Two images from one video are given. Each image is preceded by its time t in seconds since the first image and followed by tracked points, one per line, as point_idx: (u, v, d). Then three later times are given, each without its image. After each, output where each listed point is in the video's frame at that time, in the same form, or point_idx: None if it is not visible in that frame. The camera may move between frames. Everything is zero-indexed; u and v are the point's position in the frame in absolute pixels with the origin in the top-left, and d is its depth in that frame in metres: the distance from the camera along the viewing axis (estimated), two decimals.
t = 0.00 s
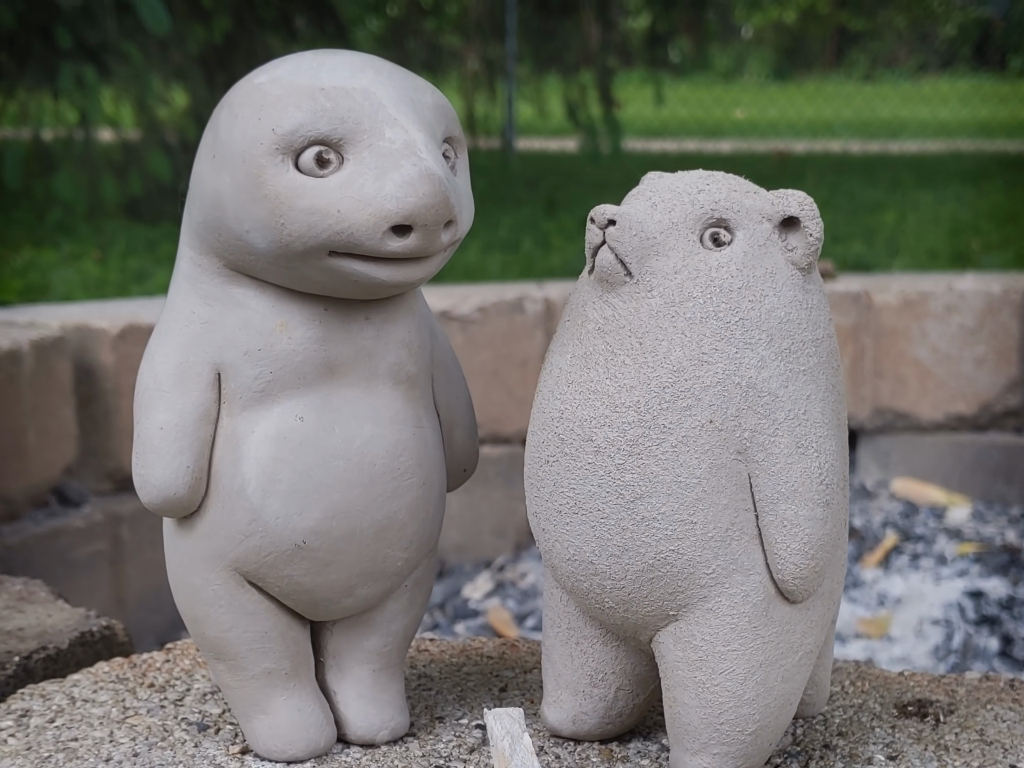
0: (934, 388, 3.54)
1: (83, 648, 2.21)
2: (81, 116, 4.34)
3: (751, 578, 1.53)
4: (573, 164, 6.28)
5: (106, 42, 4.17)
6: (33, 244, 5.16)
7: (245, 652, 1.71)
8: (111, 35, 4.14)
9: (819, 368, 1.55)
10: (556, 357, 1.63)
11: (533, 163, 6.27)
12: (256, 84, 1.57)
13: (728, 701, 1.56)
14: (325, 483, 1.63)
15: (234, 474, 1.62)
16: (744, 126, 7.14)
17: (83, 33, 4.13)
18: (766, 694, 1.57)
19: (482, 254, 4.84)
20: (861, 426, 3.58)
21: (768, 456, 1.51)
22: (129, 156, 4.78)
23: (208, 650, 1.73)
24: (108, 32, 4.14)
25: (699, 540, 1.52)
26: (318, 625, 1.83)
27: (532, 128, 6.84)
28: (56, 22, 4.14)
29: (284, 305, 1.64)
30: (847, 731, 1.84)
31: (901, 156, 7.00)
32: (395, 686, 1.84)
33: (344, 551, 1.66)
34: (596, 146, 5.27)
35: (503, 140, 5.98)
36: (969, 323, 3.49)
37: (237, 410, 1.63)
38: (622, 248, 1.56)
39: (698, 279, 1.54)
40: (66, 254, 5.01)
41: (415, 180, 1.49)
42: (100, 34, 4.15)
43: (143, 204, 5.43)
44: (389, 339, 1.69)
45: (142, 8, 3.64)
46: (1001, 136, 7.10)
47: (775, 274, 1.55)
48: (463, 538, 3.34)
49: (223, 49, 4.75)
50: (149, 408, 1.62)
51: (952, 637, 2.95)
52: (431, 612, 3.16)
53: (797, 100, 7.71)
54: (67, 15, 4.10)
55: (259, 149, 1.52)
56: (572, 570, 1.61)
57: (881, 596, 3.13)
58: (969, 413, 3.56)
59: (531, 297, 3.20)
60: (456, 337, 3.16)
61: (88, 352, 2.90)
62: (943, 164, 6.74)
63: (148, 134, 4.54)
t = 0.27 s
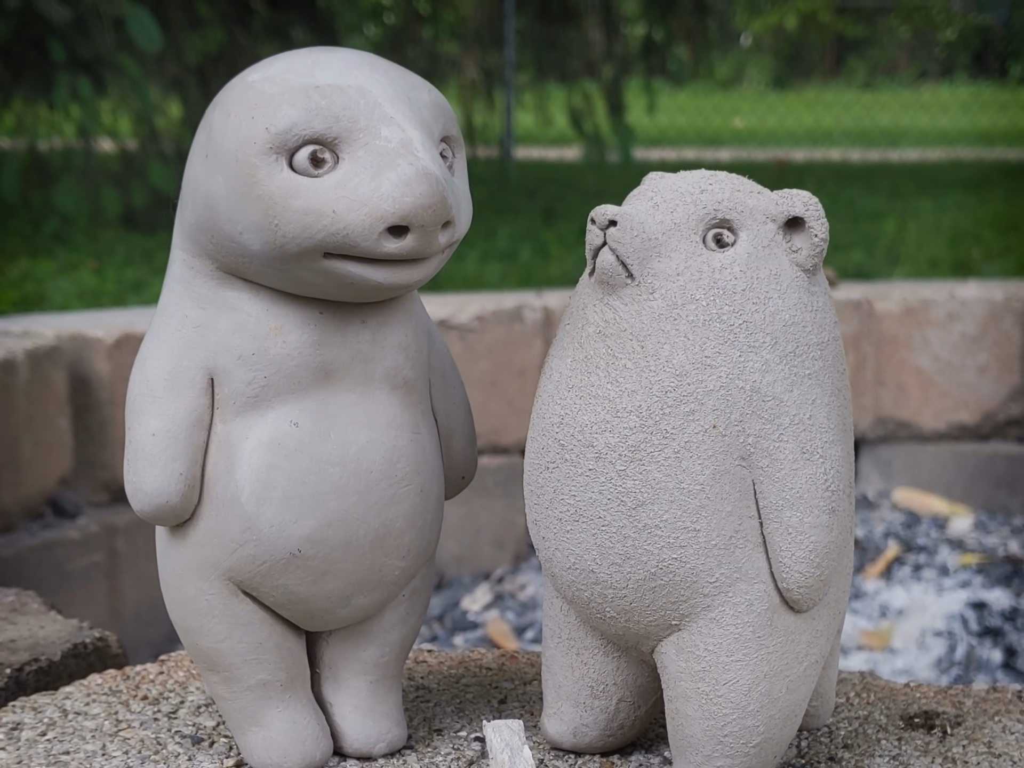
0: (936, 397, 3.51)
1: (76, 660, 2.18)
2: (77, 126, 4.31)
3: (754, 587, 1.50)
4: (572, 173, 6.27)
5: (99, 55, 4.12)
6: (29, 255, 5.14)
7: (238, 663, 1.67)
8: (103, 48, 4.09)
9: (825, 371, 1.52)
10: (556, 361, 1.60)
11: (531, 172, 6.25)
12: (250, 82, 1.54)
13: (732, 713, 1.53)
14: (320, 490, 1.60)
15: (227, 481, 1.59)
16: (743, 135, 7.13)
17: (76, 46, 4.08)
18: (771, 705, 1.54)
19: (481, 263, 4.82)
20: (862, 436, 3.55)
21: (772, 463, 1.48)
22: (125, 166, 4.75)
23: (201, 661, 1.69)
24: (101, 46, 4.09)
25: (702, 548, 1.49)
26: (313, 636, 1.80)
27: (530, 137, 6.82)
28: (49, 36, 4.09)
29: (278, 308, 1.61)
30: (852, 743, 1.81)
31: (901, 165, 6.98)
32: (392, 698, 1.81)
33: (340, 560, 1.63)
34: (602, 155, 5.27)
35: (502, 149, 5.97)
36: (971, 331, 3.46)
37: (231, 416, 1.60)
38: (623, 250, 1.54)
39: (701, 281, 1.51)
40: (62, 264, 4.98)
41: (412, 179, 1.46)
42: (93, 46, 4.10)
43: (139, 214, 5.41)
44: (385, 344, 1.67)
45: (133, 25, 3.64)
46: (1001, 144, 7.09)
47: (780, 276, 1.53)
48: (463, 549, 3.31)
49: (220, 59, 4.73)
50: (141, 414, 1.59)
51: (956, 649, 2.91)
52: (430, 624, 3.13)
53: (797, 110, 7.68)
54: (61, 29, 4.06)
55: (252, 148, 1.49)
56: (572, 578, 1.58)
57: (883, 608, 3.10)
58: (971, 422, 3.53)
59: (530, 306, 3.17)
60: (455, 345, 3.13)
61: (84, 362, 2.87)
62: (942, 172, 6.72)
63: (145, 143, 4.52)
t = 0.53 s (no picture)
0: (941, 406, 3.47)
1: (69, 671, 2.15)
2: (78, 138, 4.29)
3: (756, 594, 1.47)
4: (576, 183, 6.25)
5: (98, 66, 4.02)
6: (32, 266, 5.12)
7: (231, 674, 1.64)
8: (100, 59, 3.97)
9: (825, 373, 1.49)
10: (552, 364, 1.57)
11: (534, 183, 6.24)
12: (236, 78, 1.52)
13: (734, 724, 1.50)
14: (312, 495, 1.57)
15: (217, 487, 1.56)
16: (747, 145, 7.11)
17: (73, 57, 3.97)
18: (773, 716, 1.51)
19: (484, 273, 4.79)
20: (867, 445, 3.51)
21: (772, 466, 1.45)
22: (128, 178, 4.74)
23: (193, 672, 1.66)
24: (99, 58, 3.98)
25: (702, 555, 1.45)
26: (308, 646, 1.77)
27: (534, 148, 6.81)
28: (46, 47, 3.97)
29: (268, 310, 1.58)
30: (858, 755, 1.77)
31: (905, 174, 6.94)
32: (389, 710, 1.78)
33: (332, 567, 1.60)
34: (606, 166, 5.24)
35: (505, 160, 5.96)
36: (976, 339, 3.42)
37: (220, 420, 1.58)
38: (618, 249, 1.51)
39: (698, 281, 1.48)
40: (65, 275, 4.96)
41: (402, 176, 1.44)
42: (90, 57, 3.98)
43: (142, 226, 5.39)
44: (377, 346, 1.64)
45: (124, 42, 3.53)
46: (1005, 153, 7.05)
47: (778, 275, 1.50)
48: (466, 560, 3.27)
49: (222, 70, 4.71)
50: (129, 418, 1.56)
51: (963, 660, 2.87)
52: (433, 636, 3.09)
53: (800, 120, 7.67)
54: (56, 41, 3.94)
55: (239, 145, 1.47)
56: (570, 586, 1.54)
57: (890, 619, 3.06)
58: (977, 431, 3.49)
59: (532, 314, 3.14)
60: (456, 354, 3.10)
61: (84, 372, 2.84)
62: (946, 181, 6.69)
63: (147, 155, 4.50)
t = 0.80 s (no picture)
0: (941, 412, 3.43)
1: (60, 682, 2.11)
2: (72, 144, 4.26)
3: (762, 605, 1.44)
4: (573, 190, 6.23)
5: (91, 71, 4.00)
6: (27, 272, 5.08)
7: (224, 686, 1.60)
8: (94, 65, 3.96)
9: (834, 378, 1.46)
10: (554, 368, 1.54)
11: (531, 189, 6.21)
12: (232, 75, 1.49)
13: (739, 737, 1.46)
14: (307, 503, 1.53)
15: (211, 494, 1.53)
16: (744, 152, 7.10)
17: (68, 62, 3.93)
18: (780, 729, 1.47)
19: (481, 279, 4.76)
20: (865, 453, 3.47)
21: (780, 473, 1.41)
22: (123, 183, 4.70)
23: (186, 684, 1.62)
24: (93, 62, 3.95)
25: (707, 564, 1.42)
26: (303, 657, 1.73)
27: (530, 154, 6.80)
28: (38, 51, 3.94)
29: (263, 313, 1.55)
30: None
31: (902, 180, 6.92)
32: (385, 721, 1.75)
33: (329, 576, 1.56)
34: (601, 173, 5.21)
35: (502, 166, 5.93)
36: (976, 345, 3.39)
37: (214, 426, 1.54)
38: (623, 250, 1.48)
39: (704, 283, 1.45)
40: (60, 281, 4.92)
41: (402, 175, 1.40)
42: (85, 62, 3.96)
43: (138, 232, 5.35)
44: (375, 350, 1.61)
45: (117, 46, 3.49)
46: (1003, 160, 7.03)
47: (787, 277, 1.47)
48: (462, 567, 3.23)
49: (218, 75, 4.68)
50: (121, 424, 1.52)
51: (963, 669, 2.84)
52: (430, 645, 3.05)
53: (797, 126, 7.66)
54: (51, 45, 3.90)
55: (234, 143, 1.43)
56: (571, 597, 1.51)
57: (889, 627, 3.03)
58: (977, 438, 3.46)
59: (530, 320, 3.11)
60: (454, 361, 3.07)
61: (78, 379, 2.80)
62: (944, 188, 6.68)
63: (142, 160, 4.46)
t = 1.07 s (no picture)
0: (941, 419, 3.40)
1: (52, 694, 2.08)
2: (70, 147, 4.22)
3: (770, 618, 1.41)
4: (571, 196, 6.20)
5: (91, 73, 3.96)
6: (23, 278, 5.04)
7: (219, 700, 1.56)
8: (95, 67, 3.92)
9: (845, 386, 1.43)
10: (558, 376, 1.51)
11: (528, 195, 6.19)
12: (230, 76, 1.46)
13: (745, 753, 1.43)
14: (304, 515, 1.50)
15: (206, 505, 1.49)
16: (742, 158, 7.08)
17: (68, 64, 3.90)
18: (787, 745, 1.44)
19: (478, 286, 4.73)
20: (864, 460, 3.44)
21: (789, 484, 1.38)
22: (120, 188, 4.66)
23: (180, 698, 1.58)
24: (92, 64, 3.92)
25: (714, 577, 1.39)
26: (299, 670, 1.69)
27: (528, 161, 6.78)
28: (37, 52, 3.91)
29: (260, 319, 1.51)
30: None
31: (900, 187, 6.90)
32: (382, 736, 1.71)
33: (326, 589, 1.53)
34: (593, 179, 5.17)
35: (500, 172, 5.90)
36: (977, 352, 3.35)
37: (209, 436, 1.51)
38: (629, 256, 1.45)
39: (713, 288, 1.41)
40: (57, 287, 4.89)
41: (403, 179, 1.37)
42: (84, 65, 3.92)
43: (135, 237, 5.31)
44: (375, 358, 1.57)
45: (118, 40, 3.43)
46: (1001, 167, 7.01)
47: (797, 283, 1.43)
48: (459, 574, 3.19)
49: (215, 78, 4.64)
50: (114, 433, 1.49)
51: (962, 676, 2.81)
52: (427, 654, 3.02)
53: (795, 132, 7.64)
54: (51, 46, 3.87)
55: (232, 146, 1.40)
56: (574, 609, 1.48)
57: (887, 634, 3.00)
58: (977, 445, 3.43)
59: (529, 327, 3.07)
60: (452, 367, 3.03)
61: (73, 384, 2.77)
62: (941, 195, 6.66)
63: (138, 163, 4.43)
